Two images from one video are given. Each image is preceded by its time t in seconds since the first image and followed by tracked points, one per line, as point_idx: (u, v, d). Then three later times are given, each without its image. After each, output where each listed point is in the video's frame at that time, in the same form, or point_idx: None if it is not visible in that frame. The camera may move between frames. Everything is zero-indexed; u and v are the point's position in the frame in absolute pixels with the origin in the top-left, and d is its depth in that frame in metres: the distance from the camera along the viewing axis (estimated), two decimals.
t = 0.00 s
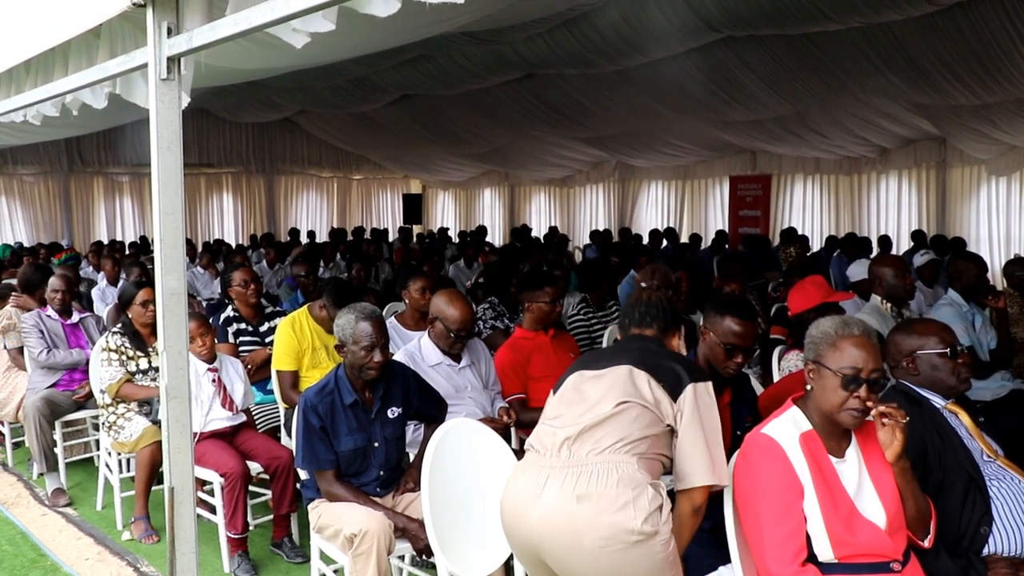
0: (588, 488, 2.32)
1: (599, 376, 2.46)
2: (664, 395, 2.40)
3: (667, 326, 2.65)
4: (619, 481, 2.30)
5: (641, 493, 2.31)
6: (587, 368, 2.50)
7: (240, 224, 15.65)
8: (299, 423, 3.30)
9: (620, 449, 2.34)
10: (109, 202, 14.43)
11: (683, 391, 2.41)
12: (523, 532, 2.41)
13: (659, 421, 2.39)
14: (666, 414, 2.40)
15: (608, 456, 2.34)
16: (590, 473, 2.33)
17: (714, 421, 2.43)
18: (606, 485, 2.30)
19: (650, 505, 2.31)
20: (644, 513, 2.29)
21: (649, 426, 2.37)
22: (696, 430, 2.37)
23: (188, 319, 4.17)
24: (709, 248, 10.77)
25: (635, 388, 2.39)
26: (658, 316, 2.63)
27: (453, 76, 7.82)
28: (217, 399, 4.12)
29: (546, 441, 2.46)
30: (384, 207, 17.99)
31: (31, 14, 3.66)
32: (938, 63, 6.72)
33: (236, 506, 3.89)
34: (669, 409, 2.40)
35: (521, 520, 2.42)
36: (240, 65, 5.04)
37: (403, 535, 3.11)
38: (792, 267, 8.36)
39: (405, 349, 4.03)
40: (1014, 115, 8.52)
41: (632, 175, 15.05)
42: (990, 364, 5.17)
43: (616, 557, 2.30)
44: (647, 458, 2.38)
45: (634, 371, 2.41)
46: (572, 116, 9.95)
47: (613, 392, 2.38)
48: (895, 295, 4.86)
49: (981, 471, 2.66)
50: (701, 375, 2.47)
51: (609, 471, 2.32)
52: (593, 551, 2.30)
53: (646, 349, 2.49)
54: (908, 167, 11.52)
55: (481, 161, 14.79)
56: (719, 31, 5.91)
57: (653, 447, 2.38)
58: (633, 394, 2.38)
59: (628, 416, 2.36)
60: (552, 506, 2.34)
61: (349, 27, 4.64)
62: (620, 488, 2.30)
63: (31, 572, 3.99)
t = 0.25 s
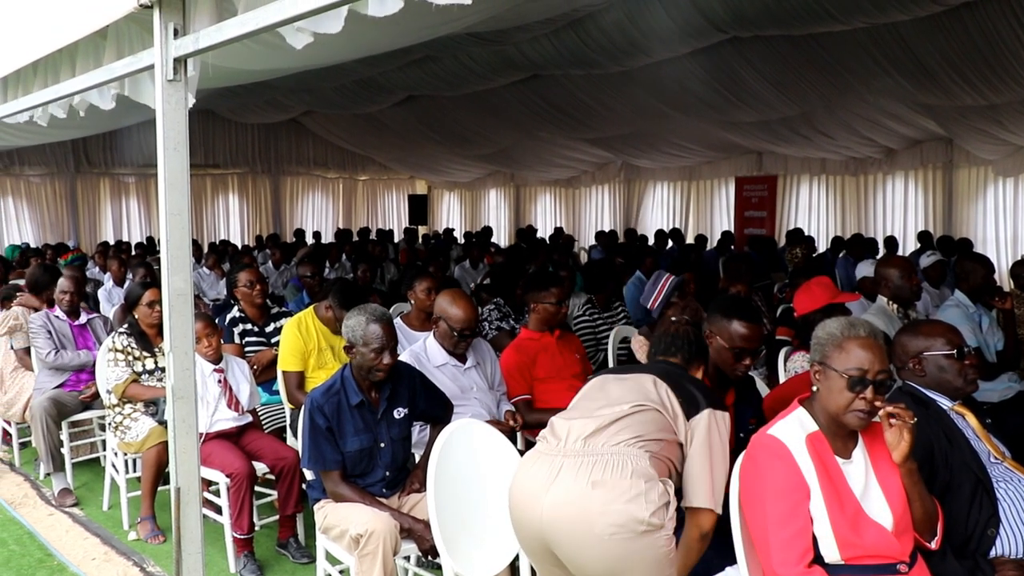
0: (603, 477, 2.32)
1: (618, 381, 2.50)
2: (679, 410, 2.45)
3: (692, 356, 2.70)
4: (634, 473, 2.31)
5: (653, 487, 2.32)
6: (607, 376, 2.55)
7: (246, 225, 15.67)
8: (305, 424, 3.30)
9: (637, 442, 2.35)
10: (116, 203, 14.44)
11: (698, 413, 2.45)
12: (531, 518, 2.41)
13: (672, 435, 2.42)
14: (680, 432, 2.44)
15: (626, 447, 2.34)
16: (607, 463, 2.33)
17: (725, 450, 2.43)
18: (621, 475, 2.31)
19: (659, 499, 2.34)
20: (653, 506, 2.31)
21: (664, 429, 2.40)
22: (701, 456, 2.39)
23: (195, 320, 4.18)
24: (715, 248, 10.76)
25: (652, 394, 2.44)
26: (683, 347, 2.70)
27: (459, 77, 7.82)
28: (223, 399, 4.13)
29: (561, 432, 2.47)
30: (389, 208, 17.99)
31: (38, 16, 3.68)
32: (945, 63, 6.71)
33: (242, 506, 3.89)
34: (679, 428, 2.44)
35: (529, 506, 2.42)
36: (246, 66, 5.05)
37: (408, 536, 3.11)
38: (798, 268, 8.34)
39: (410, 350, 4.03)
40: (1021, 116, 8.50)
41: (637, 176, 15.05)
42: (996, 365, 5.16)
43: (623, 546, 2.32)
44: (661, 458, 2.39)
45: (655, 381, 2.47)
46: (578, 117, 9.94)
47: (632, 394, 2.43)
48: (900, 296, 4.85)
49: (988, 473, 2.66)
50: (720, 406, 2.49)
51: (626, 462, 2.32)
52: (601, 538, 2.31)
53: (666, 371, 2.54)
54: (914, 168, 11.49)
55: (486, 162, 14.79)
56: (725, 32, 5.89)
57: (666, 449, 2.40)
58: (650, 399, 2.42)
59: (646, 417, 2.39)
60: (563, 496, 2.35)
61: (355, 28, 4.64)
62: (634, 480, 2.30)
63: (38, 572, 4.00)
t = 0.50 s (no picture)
0: (617, 472, 2.32)
1: (634, 385, 2.51)
2: (693, 417, 2.46)
3: (706, 368, 2.69)
4: (648, 470, 2.30)
5: (666, 484, 2.31)
6: (625, 380, 2.57)
7: (254, 226, 15.70)
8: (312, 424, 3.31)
9: (651, 439, 2.34)
10: (123, 204, 14.46)
11: (710, 424, 2.45)
12: (545, 515, 2.41)
13: (683, 438, 2.41)
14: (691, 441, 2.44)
15: (640, 444, 2.33)
16: (621, 459, 2.33)
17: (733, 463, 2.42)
18: (635, 471, 2.30)
19: (672, 495, 2.32)
20: (667, 502, 2.30)
21: (678, 431, 2.40)
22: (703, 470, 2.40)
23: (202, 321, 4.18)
24: (722, 249, 10.74)
25: (666, 398, 2.46)
26: (700, 359, 2.70)
27: (466, 78, 7.82)
28: (231, 399, 4.13)
29: (574, 430, 2.46)
30: (396, 208, 18.01)
31: (47, 19, 3.69)
32: (952, 63, 6.69)
33: (250, 506, 3.90)
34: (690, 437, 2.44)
35: (542, 503, 2.42)
36: (253, 67, 5.05)
37: (416, 537, 3.11)
38: (805, 268, 8.32)
39: (417, 350, 4.03)
40: None
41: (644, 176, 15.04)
42: (1005, 366, 5.14)
43: (636, 542, 2.31)
44: (674, 456, 2.37)
45: (671, 389, 2.49)
46: (585, 117, 9.94)
47: (647, 399, 2.44)
48: (908, 297, 4.84)
49: (996, 474, 2.65)
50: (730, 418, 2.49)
51: (639, 458, 2.31)
52: (614, 534, 2.31)
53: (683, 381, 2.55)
54: (922, 168, 11.46)
55: (493, 162, 14.79)
56: (731, 32, 5.88)
57: (680, 449, 2.39)
58: (664, 404, 2.43)
59: (660, 418, 2.40)
60: (576, 492, 2.35)
61: (361, 29, 4.64)
62: (648, 476, 2.29)
63: (46, 571, 4.01)
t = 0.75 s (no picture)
0: (627, 473, 2.32)
1: (644, 389, 2.51)
2: (701, 424, 2.47)
3: (715, 376, 2.70)
4: (657, 471, 2.30)
5: (675, 485, 2.31)
6: (635, 384, 2.57)
7: (260, 226, 15.71)
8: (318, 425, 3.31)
9: (661, 441, 2.35)
10: (130, 204, 14.47)
11: (717, 432, 2.48)
12: (553, 514, 2.41)
13: (690, 443, 2.41)
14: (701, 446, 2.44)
15: (650, 446, 2.33)
16: (631, 460, 2.32)
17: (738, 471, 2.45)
18: (644, 472, 2.30)
19: (680, 497, 2.32)
20: (675, 504, 2.30)
21: (686, 436, 2.41)
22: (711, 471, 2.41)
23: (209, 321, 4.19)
24: (729, 249, 10.73)
25: (675, 403, 2.47)
26: (711, 366, 2.70)
27: (472, 78, 7.82)
28: (237, 400, 4.14)
29: (583, 431, 2.46)
30: (402, 209, 18.02)
31: (55, 20, 3.70)
32: (960, 63, 6.67)
33: (256, 506, 3.90)
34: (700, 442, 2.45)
35: (550, 504, 2.42)
36: (259, 67, 5.06)
37: (421, 537, 3.11)
38: (812, 269, 8.30)
39: (423, 351, 4.04)
40: None
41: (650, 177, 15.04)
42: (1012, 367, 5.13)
43: (644, 542, 2.31)
44: (682, 459, 2.37)
45: (682, 395, 2.51)
46: (591, 118, 9.93)
47: (657, 403, 2.44)
48: (915, 297, 4.83)
49: (1004, 475, 2.64)
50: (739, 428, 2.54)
51: (649, 459, 2.31)
52: (623, 534, 2.30)
53: (694, 391, 2.57)
54: (929, 168, 11.43)
55: (499, 163, 14.79)
56: (737, 32, 5.87)
57: (689, 453, 2.39)
58: (673, 409, 2.44)
59: (671, 422, 2.40)
60: (585, 493, 2.35)
61: (367, 29, 4.64)
62: (658, 477, 2.29)
63: (53, 571, 4.02)
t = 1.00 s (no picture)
0: (634, 473, 2.31)
1: (652, 392, 2.51)
2: (707, 429, 2.48)
3: (722, 382, 2.70)
4: (664, 471, 2.30)
5: (681, 486, 2.31)
6: (642, 386, 2.57)
7: (265, 226, 15.72)
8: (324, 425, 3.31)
9: (668, 442, 2.35)
10: (135, 204, 14.48)
11: (723, 438, 2.49)
12: (560, 514, 2.41)
13: (695, 447, 2.41)
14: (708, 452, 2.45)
15: (658, 447, 2.33)
16: (637, 461, 2.32)
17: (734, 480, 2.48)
18: (652, 472, 2.30)
19: (686, 498, 2.31)
20: (681, 505, 2.30)
21: (693, 439, 2.41)
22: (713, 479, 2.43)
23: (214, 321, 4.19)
24: (734, 250, 10.71)
25: (682, 406, 2.47)
26: (719, 371, 2.70)
27: (477, 79, 7.82)
28: (243, 400, 4.14)
29: (590, 432, 2.47)
30: (407, 209, 18.03)
31: (61, 21, 3.70)
32: (966, 63, 6.65)
33: (261, 506, 3.91)
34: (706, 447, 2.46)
35: (557, 504, 2.42)
36: (265, 68, 5.06)
37: (427, 537, 3.11)
38: (817, 269, 8.29)
39: (428, 351, 4.04)
40: None
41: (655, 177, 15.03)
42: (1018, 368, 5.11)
43: (650, 542, 2.30)
44: (688, 461, 2.37)
45: (688, 400, 2.50)
46: (596, 118, 9.93)
47: (664, 406, 2.44)
48: (921, 298, 4.82)
49: (1010, 476, 2.63)
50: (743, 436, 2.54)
51: (656, 460, 2.31)
52: (629, 534, 2.30)
53: (700, 396, 2.56)
54: (935, 169, 11.41)
55: (504, 163, 14.79)
56: (743, 32, 5.86)
57: (694, 456, 2.39)
58: (679, 412, 2.44)
59: (678, 424, 2.40)
60: (592, 493, 2.35)
61: (373, 30, 4.64)
62: (665, 477, 2.29)
63: (59, 570, 4.03)
